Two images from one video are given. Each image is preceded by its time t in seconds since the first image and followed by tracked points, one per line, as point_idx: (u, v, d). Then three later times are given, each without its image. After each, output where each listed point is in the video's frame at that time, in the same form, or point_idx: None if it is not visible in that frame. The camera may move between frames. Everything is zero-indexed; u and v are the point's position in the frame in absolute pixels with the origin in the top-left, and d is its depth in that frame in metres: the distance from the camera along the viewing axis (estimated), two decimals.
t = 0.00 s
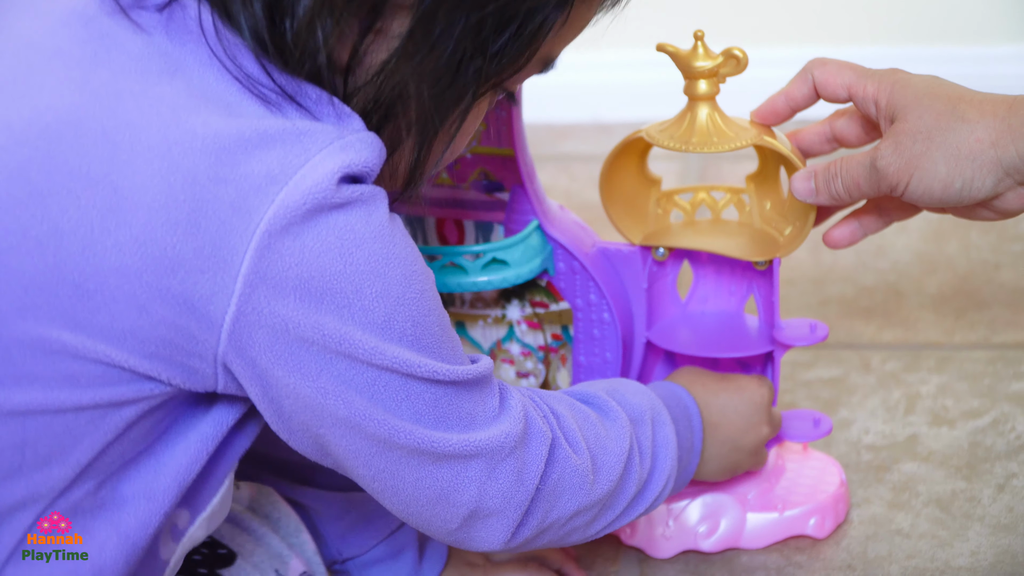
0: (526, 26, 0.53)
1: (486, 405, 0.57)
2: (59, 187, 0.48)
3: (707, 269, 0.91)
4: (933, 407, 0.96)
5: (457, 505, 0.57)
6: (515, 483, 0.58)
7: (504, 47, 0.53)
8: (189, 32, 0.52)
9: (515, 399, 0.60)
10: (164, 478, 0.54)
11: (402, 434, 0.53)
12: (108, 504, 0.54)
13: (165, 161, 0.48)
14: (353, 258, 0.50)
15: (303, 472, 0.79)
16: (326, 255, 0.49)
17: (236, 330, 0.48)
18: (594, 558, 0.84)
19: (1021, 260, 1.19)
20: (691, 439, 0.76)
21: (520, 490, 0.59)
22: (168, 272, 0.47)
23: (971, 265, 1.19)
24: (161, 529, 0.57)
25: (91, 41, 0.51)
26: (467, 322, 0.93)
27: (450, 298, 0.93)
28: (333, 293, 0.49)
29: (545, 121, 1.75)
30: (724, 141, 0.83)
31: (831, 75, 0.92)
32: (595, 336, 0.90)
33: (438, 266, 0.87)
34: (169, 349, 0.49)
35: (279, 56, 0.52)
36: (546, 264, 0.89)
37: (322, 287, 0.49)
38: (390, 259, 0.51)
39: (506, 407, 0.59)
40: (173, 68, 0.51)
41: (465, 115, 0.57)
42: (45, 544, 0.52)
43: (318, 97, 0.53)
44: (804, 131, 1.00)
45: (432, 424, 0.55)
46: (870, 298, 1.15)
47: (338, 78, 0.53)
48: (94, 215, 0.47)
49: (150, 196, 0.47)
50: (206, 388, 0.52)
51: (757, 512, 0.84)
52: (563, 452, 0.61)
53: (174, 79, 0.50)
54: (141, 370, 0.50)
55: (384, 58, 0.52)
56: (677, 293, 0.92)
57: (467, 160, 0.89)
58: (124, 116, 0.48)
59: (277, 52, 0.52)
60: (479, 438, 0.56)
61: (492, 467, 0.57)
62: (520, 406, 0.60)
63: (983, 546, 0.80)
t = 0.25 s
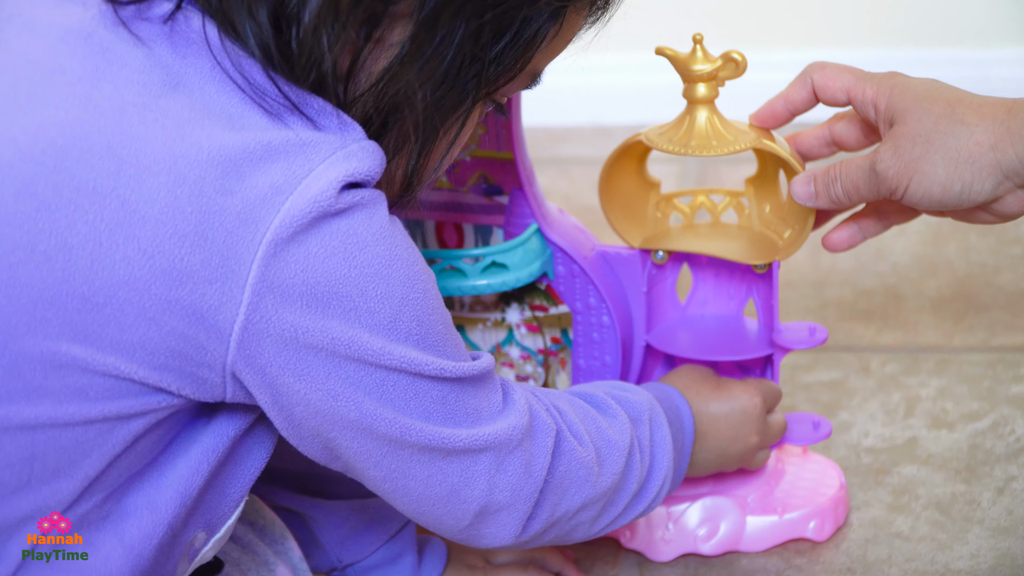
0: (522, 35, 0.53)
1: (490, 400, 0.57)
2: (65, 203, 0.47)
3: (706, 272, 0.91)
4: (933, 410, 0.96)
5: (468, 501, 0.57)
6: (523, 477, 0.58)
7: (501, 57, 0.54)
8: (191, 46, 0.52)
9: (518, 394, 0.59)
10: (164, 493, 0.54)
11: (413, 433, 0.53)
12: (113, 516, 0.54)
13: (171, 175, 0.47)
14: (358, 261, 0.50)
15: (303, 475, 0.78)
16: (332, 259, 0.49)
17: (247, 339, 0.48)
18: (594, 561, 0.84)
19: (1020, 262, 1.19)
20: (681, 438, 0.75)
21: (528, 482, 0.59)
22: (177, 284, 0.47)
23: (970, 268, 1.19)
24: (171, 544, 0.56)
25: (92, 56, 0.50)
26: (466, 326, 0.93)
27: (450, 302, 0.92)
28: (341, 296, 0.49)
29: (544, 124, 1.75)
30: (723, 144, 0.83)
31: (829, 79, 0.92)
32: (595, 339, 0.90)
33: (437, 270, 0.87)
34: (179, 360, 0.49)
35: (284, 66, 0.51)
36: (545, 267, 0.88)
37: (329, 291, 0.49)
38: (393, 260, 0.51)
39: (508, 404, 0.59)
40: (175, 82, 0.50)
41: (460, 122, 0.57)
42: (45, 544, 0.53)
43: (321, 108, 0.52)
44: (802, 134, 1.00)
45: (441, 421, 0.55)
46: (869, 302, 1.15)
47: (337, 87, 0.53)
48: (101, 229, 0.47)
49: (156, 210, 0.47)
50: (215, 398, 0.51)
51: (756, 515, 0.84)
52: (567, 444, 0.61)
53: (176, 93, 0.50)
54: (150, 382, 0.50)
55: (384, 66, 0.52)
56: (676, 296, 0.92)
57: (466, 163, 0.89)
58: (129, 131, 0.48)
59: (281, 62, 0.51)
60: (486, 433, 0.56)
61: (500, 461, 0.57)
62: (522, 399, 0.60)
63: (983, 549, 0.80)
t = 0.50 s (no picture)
0: (527, 39, 0.54)
1: (488, 404, 0.58)
2: (67, 201, 0.47)
3: (705, 275, 0.91)
4: (931, 413, 0.96)
5: (464, 505, 0.57)
6: (519, 481, 0.58)
7: (506, 61, 0.54)
8: (194, 44, 0.52)
9: (516, 400, 0.60)
10: (164, 490, 0.53)
11: (410, 433, 0.53)
12: (113, 514, 0.54)
13: (172, 172, 0.47)
14: (358, 260, 0.50)
15: (301, 480, 0.78)
16: (332, 257, 0.49)
17: (247, 336, 0.48)
18: (593, 565, 0.84)
19: (1019, 265, 1.19)
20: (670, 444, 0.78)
21: (524, 487, 0.59)
22: (177, 281, 0.47)
23: (969, 271, 1.19)
24: (173, 545, 0.55)
25: (93, 56, 0.50)
26: (465, 330, 0.94)
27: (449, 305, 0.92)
28: (340, 294, 0.49)
29: (542, 127, 1.75)
30: (722, 147, 0.83)
31: (828, 82, 0.92)
32: (593, 343, 0.90)
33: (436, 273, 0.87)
34: (179, 357, 0.49)
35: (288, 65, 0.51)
36: (544, 270, 0.89)
37: (329, 288, 0.49)
38: (394, 260, 0.51)
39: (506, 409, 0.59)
40: (177, 80, 0.50)
41: (465, 126, 0.57)
42: (45, 544, 0.52)
43: (322, 106, 0.53)
44: (801, 137, 1.00)
45: (439, 422, 0.55)
46: (868, 304, 1.15)
47: (344, 85, 0.53)
48: (102, 227, 0.47)
49: (157, 206, 0.47)
50: (214, 396, 0.51)
51: (755, 518, 0.84)
52: (563, 450, 0.62)
53: (178, 91, 0.50)
54: (150, 379, 0.49)
55: (391, 67, 0.52)
56: (675, 298, 0.92)
57: (465, 166, 0.89)
58: (130, 130, 0.48)
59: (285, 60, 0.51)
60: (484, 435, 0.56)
61: (497, 464, 0.57)
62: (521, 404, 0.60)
63: (981, 552, 0.80)
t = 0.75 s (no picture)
0: (530, 55, 0.55)
1: (471, 420, 0.58)
2: (54, 203, 0.47)
3: (704, 278, 0.91)
4: (930, 415, 0.96)
5: (440, 521, 0.57)
6: (496, 499, 0.59)
7: (510, 75, 0.56)
8: (187, 45, 0.52)
9: (498, 417, 0.60)
10: (154, 498, 0.54)
11: (390, 447, 0.53)
12: (106, 518, 0.53)
13: (160, 175, 0.47)
14: (345, 268, 0.50)
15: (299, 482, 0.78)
16: (319, 265, 0.49)
17: (232, 341, 0.48)
18: (591, 567, 0.84)
19: (1018, 267, 1.19)
20: (651, 449, 0.78)
21: (501, 506, 0.59)
22: (164, 284, 0.47)
23: (968, 273, 1.19)
24: (163, 551, 0.55)
25: (85, 59, 0.50)
26: (463, 331, 0.94)
27: (446, 307, 0.92)
28: (325, 303, 0.49)
29: (542, 129, 1.75)
30: (721, 150, 0.83)
31: (827, 84, 0.92)
32: (592, 345, 0.90)
33: (435, 275, 0.87)
34: (166, 359, 0.49)
35: (286, 72, 0.52)
36: (542, 272, 0.89)
37: (315, 295, 0.49)
38: (381, 269, 0.51)
39: (488, 425, 0.59)
40: (166, 81, 0.50)
41: (466, 141, 0.58)
42: (45, 544, 0.52)
43: (313, 110, 0.52)
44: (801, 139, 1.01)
45: (420, 437, 0.55)
46: (867, 306, 1.15)
47: (346, 98, 0.54)
48: (89, 229, 0.47)
49: (144, 209, 0.47)
50: (202, 399, 0.51)
51: (754, 520, 0.84)
52: (543, 469, 0.62)
53: (167, 93, 0.49)
54: (137, 382, 0.49)
55: (395, 79, 0.53)
56: (674, 301, 0.92)
57: (465, 169, 0.90)
58: (118, 132, 0.48)
59: (281, 70, 0.52)
60: (463, 452, 0.56)
61: (476, 481, 0.57)
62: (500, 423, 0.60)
63: (980, 554, 0.80)
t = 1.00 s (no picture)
0: (534, 56, 0.56)
1: (471, 415, 0.58)
2: (52, 201, 0.47)
3: (702, 278, 0.91)
4: (928, 416, 0.96)
5: (444, 518, 0.57)
6: (498, 495, 0.59)
7: (513, 75, 0.56)
8: (185, 40, 0.52)
9: (498, 414, 0.60)
10: (156, 499, 0.54)
11: (392, 443, 0.53)
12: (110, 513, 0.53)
13: (157, 171, 0.47)
14: (346, 262, 0.50)
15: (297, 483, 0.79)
16: (320, 258, 0.49)
17: (234, 335, 0.48)
18: (590, 567, 0.84)
19: (1017, 268, 1.19)
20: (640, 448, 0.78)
21: (503, 502, 0.59)
22: (163, 279, 0.47)
23: (966, 274, 1.19)
24: (166, 551, 0.55)
25: (82, 57, 0.50)
26: (462, 332, 0.94)
27: (446, 308, 0.93)
28: (328, 296, 0.50)
29: (541, 130, 1.75)
30: (719, 150, 0.83)
31: (825, 85, 0.92)
32: (591, 345, 0.90)
33: (434, 276, 0.87)
34: (166, 356, 0.49)
35: (286, 69, 0.52)
36: (541, 273, 0.89)
37: (316, 288, 0.49)
38: (382, 263, 0.51)
39: (488, 421, 0.59)
40: (164, 76, 0.50)
41: (468, 140, 0.58)
42: (45, 544, 0.52)
43: (311, 105, 0.52)
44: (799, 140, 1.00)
45: (422, 432, 0.55)
46: (865, 307, 1.15)
47: (350, 96, 0.54)
48: (87, 226, 0.47)
49: (143, 204, 0.47)
50: (204, 395, 0.51)
51: (753, 521, 0.84)
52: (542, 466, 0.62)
53: (165, 88, 0.49)
54: (138, 379, 0.49)
55: (400, 78, 0.53)
56: (673, 302, 0.92)
57: (465, 170, 0.92)
58: (116, 128, 0.48)
59: (284, 65, 0.52)
60: (464, 447, 0.56)
61: (477, 477, 0.57)
62: (501, 419, 0.60)
63: (978, 555, 0.80)
